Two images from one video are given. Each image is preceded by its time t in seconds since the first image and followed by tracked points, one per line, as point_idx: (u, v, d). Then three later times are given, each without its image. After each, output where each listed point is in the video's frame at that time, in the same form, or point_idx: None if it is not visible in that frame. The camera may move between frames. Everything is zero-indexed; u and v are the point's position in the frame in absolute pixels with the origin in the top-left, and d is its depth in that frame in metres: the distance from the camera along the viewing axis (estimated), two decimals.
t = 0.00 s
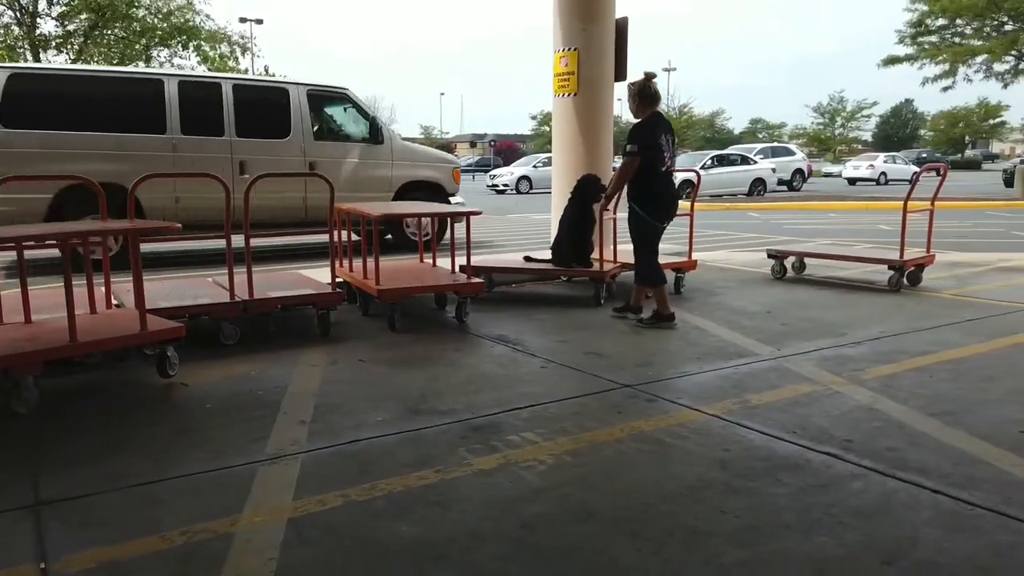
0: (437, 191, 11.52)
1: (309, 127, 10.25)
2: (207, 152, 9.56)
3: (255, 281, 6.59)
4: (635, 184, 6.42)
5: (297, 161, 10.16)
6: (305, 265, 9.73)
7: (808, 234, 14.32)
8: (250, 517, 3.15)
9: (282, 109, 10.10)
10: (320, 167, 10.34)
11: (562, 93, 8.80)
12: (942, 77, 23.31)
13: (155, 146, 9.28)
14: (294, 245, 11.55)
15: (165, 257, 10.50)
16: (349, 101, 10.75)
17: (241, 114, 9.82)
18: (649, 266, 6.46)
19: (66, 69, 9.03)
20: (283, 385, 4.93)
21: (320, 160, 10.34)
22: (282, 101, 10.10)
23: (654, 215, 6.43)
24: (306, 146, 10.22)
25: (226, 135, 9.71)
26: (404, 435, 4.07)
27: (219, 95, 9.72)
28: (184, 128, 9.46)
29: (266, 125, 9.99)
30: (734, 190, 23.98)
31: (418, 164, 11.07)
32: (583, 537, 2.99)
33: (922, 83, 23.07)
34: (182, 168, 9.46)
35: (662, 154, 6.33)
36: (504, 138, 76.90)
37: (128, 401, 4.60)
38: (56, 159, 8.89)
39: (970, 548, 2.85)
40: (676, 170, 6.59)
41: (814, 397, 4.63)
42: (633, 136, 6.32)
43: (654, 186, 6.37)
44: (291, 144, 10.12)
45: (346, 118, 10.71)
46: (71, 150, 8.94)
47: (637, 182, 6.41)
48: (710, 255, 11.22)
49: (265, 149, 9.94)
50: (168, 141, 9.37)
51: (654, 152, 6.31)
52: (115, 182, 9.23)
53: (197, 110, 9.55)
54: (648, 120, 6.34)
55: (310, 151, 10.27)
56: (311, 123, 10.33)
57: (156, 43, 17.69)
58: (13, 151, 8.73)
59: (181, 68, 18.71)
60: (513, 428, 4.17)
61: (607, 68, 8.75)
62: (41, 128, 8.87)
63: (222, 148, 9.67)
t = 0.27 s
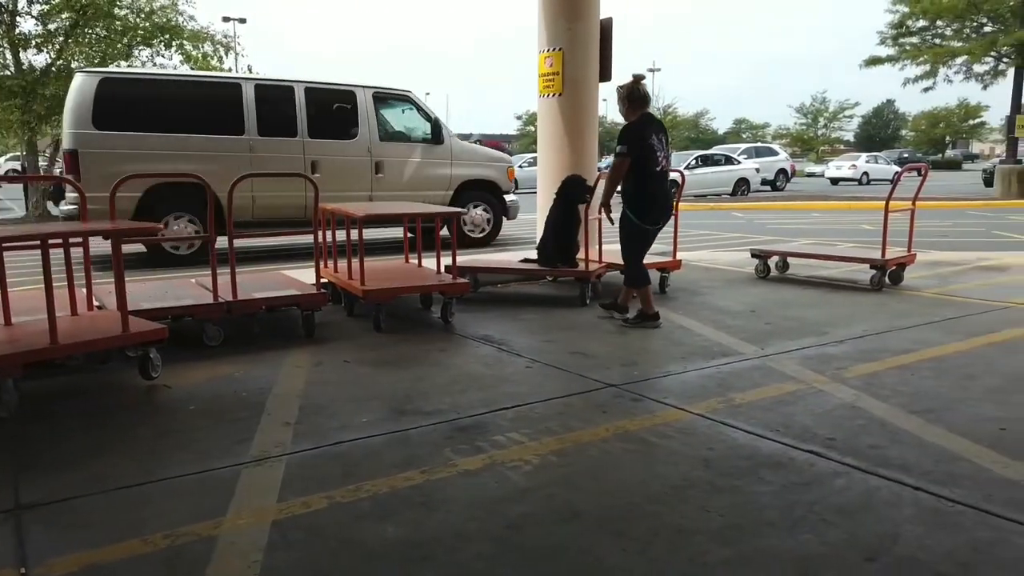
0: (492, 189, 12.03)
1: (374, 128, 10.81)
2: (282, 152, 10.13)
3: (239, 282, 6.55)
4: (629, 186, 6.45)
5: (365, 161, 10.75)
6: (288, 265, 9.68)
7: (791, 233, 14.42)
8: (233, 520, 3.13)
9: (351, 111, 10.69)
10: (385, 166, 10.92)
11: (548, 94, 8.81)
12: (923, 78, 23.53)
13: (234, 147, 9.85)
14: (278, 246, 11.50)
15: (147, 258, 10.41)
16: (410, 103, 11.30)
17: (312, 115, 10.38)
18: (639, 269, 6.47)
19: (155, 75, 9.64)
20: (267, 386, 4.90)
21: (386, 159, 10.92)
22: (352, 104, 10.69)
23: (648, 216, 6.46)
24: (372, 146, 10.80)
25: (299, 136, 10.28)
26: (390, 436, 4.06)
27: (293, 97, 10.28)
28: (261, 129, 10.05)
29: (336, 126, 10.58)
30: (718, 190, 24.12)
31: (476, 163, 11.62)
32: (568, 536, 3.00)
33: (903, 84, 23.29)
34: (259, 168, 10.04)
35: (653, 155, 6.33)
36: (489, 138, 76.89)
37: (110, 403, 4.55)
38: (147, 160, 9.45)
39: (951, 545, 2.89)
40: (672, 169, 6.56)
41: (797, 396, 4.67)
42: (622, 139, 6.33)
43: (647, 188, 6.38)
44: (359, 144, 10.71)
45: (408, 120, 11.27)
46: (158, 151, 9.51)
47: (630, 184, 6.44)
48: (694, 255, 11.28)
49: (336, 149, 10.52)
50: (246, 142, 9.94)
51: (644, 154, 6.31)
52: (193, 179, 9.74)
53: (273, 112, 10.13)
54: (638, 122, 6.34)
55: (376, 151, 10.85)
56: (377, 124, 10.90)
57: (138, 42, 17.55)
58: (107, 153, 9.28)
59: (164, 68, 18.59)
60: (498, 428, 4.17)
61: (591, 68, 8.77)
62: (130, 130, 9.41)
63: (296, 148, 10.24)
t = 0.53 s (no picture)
0: (518, 188, 12.10)
1: (404, 128, 10.99)
2: (314, 152, 10.35)
3: (231, 283, 6.53)
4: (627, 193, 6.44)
5: (395, 161, 10.91)
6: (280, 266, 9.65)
7: (782, 233, 14.47)
8: (224, 522, 3.12)
9: (381, 112, 10.87)
10: (415, 166, 11.08)
11: (539, 93, 8.81)
12: (913, 78, 23.63)
13: (270, 147, 10.11)
14: (270, 246, 11.46)
15: (137, 259, 10.36)
16: (441, 104, 11.39)
17: (344, 116, 10.57)
18: (627, 268, 6.49)
19: (194, 77, 9.87)
20: (258, 387, 4.89)
21: (416, 160, 11.08)
22: (383, 105, 10.87)
23: (648, 221, 6.42)
24: (402, 147, 10.97)
25: (331, 136, 10.48)
26: (382, 437, 4.05)
27: (325, 99, 10.47)
28: (294, 130, 10.26)
29: (366, 127, 10.76)
30: (709, 190, 24.20)
31: (505, 164, 11.73)
32: (560, 537, 3.00)
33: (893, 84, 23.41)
34: (292, 167, 10.25)
35: (649, 159, 6.28)
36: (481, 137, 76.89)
37: (99, 405, 4.53)
38: (185, 159, 9.69)
39: (941, 543, 2.90)
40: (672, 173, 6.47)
41: (789, 395, 4.69)
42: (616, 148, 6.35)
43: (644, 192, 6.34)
44: (390, 144, 10.88)
45: (438, 120, 11.37)
46: (195, 151, 9.74)
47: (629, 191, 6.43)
48: (686, 255, 11.31)
49: (366, 149, 10.71)
50: (281, 143, 10.18)
51: (639, 159, 6.28)
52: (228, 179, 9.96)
53: (306, 113, 10.34)
54: (630, 130, 6.34)
55: (406, 151, 11.01)
56: (407, 125, 11.07)
57: (128, 41, 17.46)
58: (146, 153, 9.51)
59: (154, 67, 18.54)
60: (491, 429, 4.17)
61: (583, 69, 8.77)
62: (168, 131, 9.65)
63: (328, 148, 10.45)
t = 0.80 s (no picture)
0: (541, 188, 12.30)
1: (434, 129, 11.21)
2: (347, 152, 10.58)
3: (222, 283, 6.50)
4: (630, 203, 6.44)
5: (425, 161, 11.13)
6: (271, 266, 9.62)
7: (774, 233, 14.50)
8: (215, 523, 3.11)
9: (411, 112, 11.09)
10: (444, 166, 11.29)
11: (532, 94, 8.81)
12: (903, 79, 23.69)
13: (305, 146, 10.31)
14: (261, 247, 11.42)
15: (128, 260, 10.32)
16: (467, 104, 11.61)
17: (375, 117, 10.78)
18: (626, 269, 6.47)
19: (231, 78, 10.06)
20: (250, 388, 4.87)
21: (445, 159, 11.30)
22: (413, 105, 11.09)
23: (654, 226, 6.38)
24: (432, 147, 11.19)
25: (364, 136, 10.70)
26: (374, 437, 4.04)
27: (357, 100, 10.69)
28: (328, 130, 10.47)
29: (397, 128, 10.98)
30: (701, 190, 24.24)
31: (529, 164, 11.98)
32: (552, 536, 3.00)
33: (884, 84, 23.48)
34: (326, 166, 10.46)
35: (647, 166, 6.27)
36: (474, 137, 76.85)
37: (89, 406, 4.50)
38: (224, 159, 9.88)
39: (931, 541, 2.92)
40: (672, 182, 6.43)
41: (781, 394, 4.70)
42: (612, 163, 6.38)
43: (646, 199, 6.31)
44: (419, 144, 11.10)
45: (466, 120, 11.59)
46: (233, 151, 9.93)
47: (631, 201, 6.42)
48: (678, 255, 11.33)
49: (398, 149, 10.93)
50: (314, 142, 10.38)
51: (638, 171, 6.27)
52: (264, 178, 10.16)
53: (339, 114, 10.55)
54: (625, 144, 6.36)
55: (436, 151, 11.24)
56: (436, 125, 11.29)
57: (118, 41, 17.36)
58: (187, 153, 9.71)
59: (145, 66, 18.48)
60: (483, 429, 4.16)
61: (574, 69, 8.78)
62: (206, 131, 9.84)
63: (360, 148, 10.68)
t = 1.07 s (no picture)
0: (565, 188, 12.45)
1: (463, 129, 11.47)
2: (379, 151, 10.86)
3: (214, 283, 6.47)
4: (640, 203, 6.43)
5: (454, 161, 11.41)
6: (264, 266, 9.58)
7: (767, 233, 14.53)
8: (206, 525, 3.09)
9: (441, 112, 11.35)
10: (473, 165, 11.58)
11: (525, 93, 8.80)
12: (894, 79, 23.77)
13: (338, 147, 10.58)
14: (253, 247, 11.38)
15: (120, 260, 10.27)
16: (496, 104, 11.82)
17: (405, 117, 11.04)
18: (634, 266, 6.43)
19: (268, 79, 10.33)
20: (242, 388, 4.85)
21: (474, 159, 11.58)
22: (443, 106, 11.35)
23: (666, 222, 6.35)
24: (461, 146, 11.46)
25: (395, 136, 10.98)
26: (367, 437, 4.03)
27: (388, 100, 10.95)
28: (360, 130, 10.75)
29: (427, 128, 11.24)
30: (694, 189, 24.27)
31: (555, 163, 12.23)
32: (546, 536, 3.00)
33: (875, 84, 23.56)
34: (358, 165, 10.75)
35: (652, 165, 6.23)
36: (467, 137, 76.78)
37: (80, 407, 4.47)
38: (262, 158, 10.17)
39: (924, 539, 2.93)
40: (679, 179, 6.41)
41: (775, 393, 4.71)
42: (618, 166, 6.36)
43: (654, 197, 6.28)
44: (448, 144, 11.36)
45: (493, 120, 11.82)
46: (270, 151, 10.21)
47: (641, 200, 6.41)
48: (671, 254, 11.35)
49: (429, 149, 11.21)
50: (347, 143, 10.66)
51: (646, 171, 6.23)
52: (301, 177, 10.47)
53: (371, 114, 10.82)
54: (630, 145, 6.30)
55: (464, 151, 11.50)
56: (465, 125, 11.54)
57: (109, 40, 17.28)
58: (226, 152, 9.99)
59: (136, 66, 18.39)
60: (477, 429, 4.16)
61: (568, 68, 8.78)
62: (244, 130, 10.12)
63: (392, 147, 10.96)
